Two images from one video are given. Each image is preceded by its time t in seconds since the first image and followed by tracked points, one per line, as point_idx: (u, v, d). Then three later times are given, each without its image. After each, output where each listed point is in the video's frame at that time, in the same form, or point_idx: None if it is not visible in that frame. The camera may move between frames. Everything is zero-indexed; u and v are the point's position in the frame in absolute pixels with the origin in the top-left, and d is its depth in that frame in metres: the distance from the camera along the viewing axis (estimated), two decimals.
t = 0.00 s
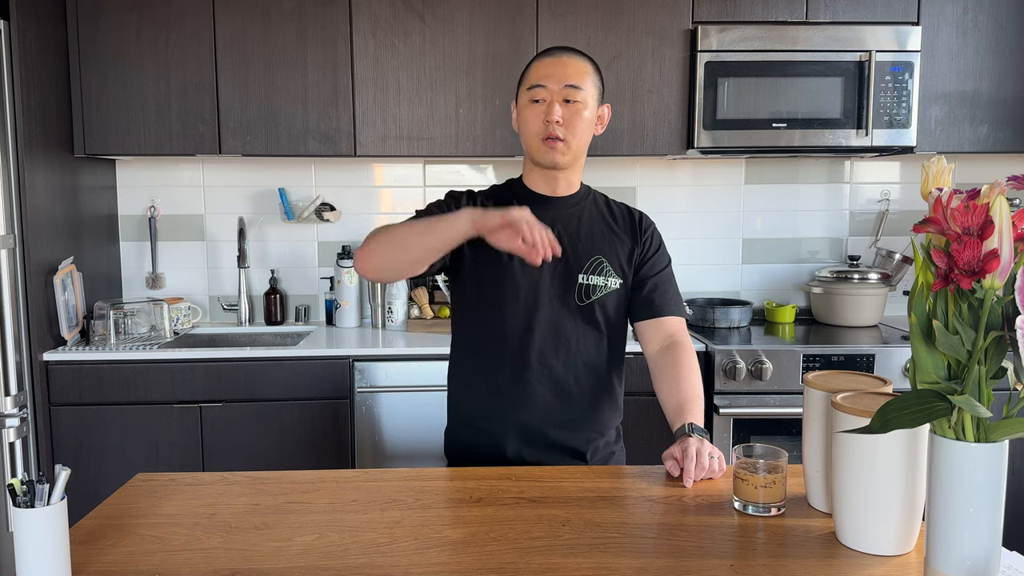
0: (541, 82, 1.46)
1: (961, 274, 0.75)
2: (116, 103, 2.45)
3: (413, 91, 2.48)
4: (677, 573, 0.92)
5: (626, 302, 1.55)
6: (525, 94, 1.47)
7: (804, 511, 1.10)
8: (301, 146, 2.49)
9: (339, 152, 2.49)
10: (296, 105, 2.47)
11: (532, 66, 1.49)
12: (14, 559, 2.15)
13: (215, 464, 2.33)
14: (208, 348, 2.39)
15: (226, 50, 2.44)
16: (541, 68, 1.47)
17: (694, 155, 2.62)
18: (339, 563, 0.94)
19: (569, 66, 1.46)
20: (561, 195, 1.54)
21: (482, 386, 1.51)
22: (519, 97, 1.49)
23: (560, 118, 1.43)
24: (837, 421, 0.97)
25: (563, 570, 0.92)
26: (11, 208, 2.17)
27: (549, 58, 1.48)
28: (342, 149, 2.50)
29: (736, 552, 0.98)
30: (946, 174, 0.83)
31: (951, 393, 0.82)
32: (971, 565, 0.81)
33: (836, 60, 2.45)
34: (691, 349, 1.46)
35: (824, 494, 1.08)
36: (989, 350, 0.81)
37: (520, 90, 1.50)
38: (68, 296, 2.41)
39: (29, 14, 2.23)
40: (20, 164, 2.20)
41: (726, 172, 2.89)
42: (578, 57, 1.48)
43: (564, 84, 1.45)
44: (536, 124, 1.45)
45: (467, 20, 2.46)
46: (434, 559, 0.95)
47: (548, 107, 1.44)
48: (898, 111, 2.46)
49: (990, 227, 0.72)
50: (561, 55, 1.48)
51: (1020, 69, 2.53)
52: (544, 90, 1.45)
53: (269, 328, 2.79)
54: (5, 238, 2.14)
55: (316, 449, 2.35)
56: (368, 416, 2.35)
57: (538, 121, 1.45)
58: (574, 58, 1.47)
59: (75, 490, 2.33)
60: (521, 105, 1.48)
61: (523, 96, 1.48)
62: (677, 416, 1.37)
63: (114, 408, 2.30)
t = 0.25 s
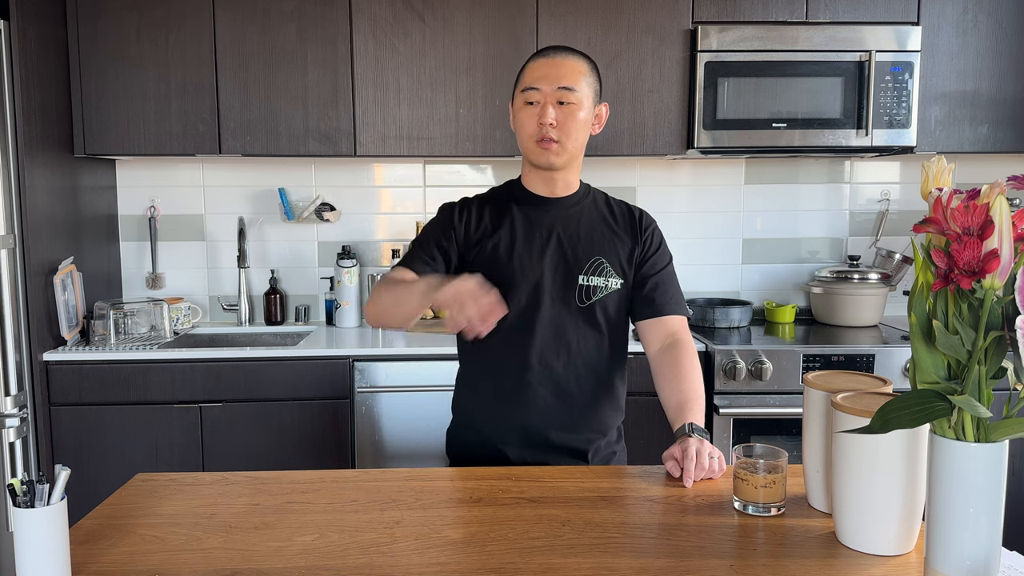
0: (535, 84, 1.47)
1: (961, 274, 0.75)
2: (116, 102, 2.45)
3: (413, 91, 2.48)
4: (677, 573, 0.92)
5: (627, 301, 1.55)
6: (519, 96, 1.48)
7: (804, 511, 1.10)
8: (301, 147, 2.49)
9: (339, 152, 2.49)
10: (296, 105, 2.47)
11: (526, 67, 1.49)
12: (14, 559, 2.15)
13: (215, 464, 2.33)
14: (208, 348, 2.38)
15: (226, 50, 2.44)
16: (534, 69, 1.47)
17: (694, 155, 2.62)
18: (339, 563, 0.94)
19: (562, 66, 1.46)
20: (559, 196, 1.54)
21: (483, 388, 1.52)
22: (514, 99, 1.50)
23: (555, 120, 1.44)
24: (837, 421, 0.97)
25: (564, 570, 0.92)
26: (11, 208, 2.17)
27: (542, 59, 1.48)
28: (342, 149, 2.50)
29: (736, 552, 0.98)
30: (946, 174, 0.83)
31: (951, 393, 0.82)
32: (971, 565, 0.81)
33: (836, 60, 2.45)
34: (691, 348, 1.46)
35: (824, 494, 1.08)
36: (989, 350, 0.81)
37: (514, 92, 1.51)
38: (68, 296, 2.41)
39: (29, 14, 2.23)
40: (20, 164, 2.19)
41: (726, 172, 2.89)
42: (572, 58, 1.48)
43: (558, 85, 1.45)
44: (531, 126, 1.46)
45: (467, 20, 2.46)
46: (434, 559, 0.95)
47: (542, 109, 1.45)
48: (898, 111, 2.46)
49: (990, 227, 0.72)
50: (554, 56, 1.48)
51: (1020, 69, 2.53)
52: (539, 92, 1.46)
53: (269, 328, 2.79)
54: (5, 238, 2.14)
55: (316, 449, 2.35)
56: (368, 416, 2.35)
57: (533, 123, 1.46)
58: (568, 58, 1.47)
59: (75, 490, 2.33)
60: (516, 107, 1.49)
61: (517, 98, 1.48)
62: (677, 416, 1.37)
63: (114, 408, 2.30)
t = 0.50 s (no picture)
0: (533, 81, 1.46)
1: (961, 274, 0.75)
2: (116, 102, 2.45)
3: (413, 91, 2.48)
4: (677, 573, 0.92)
5: (625, 301, 1.55)
6: (517, 93, 1.47)
7: (804, 511, 1.10)
8: (301, 147, 2.49)
9: (339, 152, 2.49)
10: (296, 105, 2.47)
11: (524, 64, 1.48)
12: (14, 559, 2.16)
13: (215, 464, 2.33)
14: (209, 348, 2.38)
15: (227, 50, 2.44)
16: (532, 66, 1.47)
17: (694, 155, 2.62)
18: (339, 563, 0.94)
19: (561, 64, 1.46)
20: (553, 198, 1.53)
21: (483, 393, 1.53)
22: (511, 96, 1.49)
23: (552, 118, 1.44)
24: (837, 421, 0.97)
25: (564, 570, 0.92)
26: (11, 208, 2.17)
27: (541, 57, 1.47)
28: (342, 149, 2.50)
29: (736, 552, 0.98)
30: (946, 174, 0.83)
31: (951, 393, 0.82)
32: (971, 565, 0.81)
33: (836, 60, 2.45)
34: (692, 347, 1.46)
35: (824, 494, 1.08)
36: (989, 350, 0.81)
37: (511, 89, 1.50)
38: (68, 296, 2.41)
39: (29, 14, 2.23)
40: (20, 164, 2.20)
41: (726, 172, 2.89)
42: (570, 56, 1.48)
43: (557, 84, 1.45)
44: (528, 123, 1.46)
45: (467, 20, 2.46)
46: (434, 559, 0.95)
47: (540, 106, 1.44)
48: (898, 111, 2.46)
49: (990, 227, 0.72)
50: (553, 54, 1.47)
51: (1020, 69, 2.53)
52: (537, 89, 1.45)
53: (269, 328, 2.79)
54: (5, 238, 2.14)
55: (317, 449, 2.35)
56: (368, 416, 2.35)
57: (530, 120, 1.45)
58: (567, 56, 1.47)
59: (75, 490, 2.33)
60: (513, 104, 1.48)
61: (515, 95, 1.48)
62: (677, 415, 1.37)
63: (114, 408, 2.30)
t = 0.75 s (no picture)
0: (536, 77, 1.46)
1: (961, 274, 0.75)
2: (116, 103, 2.45)
3: (413, 91, 2.48)
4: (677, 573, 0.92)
5: (621, 301, 1.54)
6: (519, 87, 1.46)
7: (804, 511, 1.10)
8: (301, 147, 2.49)
9: (339, 152, 2.49)
10: (296, 105, 2.47)
11: (525, 59, 1.48)
12: (14, 560, 2.16)
13: (215, 464, 2.33)
14: (209, 348, 2.38)
15: (226, 50, 2.44)
16: (536, 61, 1.46)
17: (694, 155, 2.62)
18: (339, 563, 0.94)
19: (564, 63, 1.46)
20: (545, 198, 1.53)
21: (483, 397, 1.53)
22: (511, 89, 1.48)
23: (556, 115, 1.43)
24: (837, 421, 0.97)
25: (564, 570, 0.92)
26: (11, 208, 2.17)
27: (544, 53, 1.47)
28: (342, 149, 2.50)
29: (736, 552, 0.98)
30: (946, 174, 0.83)
31: (951, 393, 0.82)
32: (971, 565, 0.81)
33: (836, 60, 2.45)
34: (691, 346, 1.46)
35: (824, 494, 1.08)
36: (989, 350, 0.81)
37: (511, 82, 1.49)
38: (68, 296, 2.41)
39: (29, 14, 2.23)
40: (20, 164, 2.20)
41: (726, 172, 2.89)
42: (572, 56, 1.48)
43: (560, 81, 1.45)
44: (530, 118, 1.45)
45: (467, 20, 2.46)
46: (434, 559, 0.95)
47: (544, 102, 1.44)
48: (898, 111, 2.46)
49: (990, 227, 0.72)
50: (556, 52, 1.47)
51: (1020, 69, 2.53)
52: (540, 85, 1.45)
53: (269, 328, 2.79)
54: (5, 238, 2.14)
55: (316, 449, 2.35)
56: (368, 416, 2.35)
57: (532, 116, 1.45)
58: (568, 56, 1.47)
59: (75, 490, 2.33)
60: (514, 98, 1.47)
61: (516, 89, 1.47)
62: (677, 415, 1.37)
63: (114, 408, 2.30)
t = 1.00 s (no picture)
0: (530, 79, 1.46)
1: (961, 274, 0.75)
2: (116, 102, 2.45)
3: (413, 91, 2.48)
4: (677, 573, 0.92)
5: (620, 302, 1.55)
6: (514, 90, 1.46)
7: (804, 511, 1.10)
8: (301, 147, 2.49)
9: (339, 152, 2.49)
10: (296, 105, 2.47)
11: (518, 62, 1.48)
12: (14, 559, 2.16)
13: (215, 464, 2.33)
14: (209, 347, 2.38)
15: (226, 50, 2.44)
16: (529, 63, 1.46)
17: (694, 155, 2.62)
18: (339, 563, 0.94)
19: (557, 63, 1.46)
20: (545, 198, 1.53)
21: (482, 398, 1.53)
22: (506, 93, 1.48)
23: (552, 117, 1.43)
24: (837, 421, 0.97)
25: (564, 570, 0.92)
26: (11, 207, 2.17)
27: (537, 54, 1.46)
28: (342, 149, 2.50)
29: (736, 552, 0.98)
30: (946, 174, 0.83)
31: (951, 393, 0.82)
32: (971, 565, 0.81)
33: (836, 60, 2.45)
34: (691, 347, 1.47)
35: (824, 494, 1.08)
36: (989, 350, 0.81)
37: (506, 85, 1.49)
38: (68, 296, 2.41)
39: (29, 14, 2.23)
40: (20, 164, 2.20)
41: (726, 172, 2.89)
42: (566, 55, 1.48)
43: (555, 82, 1.45)
44: (526, 120, 1.45)
45: (467, 20, 2.46)
46: (434, 558, 0.96)
47: (539, 104, 1.44)
48: (898, 111, 2.46)
49: (990, 227, 0.72)
50: (549, 52, 1.47)
51: (1020, 69, 2.53)
52: (535, 87, 1.45)
53: (269, 328, 2.79)
54: (5, 238, 2.14)
55: (316, 449, 2.35)
56: (368, 416, 2.35)
57: (529, 119, 1.45)
58: (563, 55, 1.47)
59: (75, 490, 2.33)
60: (509, 102, 1.47)
61: (512, 93, 1.47)
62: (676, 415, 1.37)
63: (114, 408, 2.30)
